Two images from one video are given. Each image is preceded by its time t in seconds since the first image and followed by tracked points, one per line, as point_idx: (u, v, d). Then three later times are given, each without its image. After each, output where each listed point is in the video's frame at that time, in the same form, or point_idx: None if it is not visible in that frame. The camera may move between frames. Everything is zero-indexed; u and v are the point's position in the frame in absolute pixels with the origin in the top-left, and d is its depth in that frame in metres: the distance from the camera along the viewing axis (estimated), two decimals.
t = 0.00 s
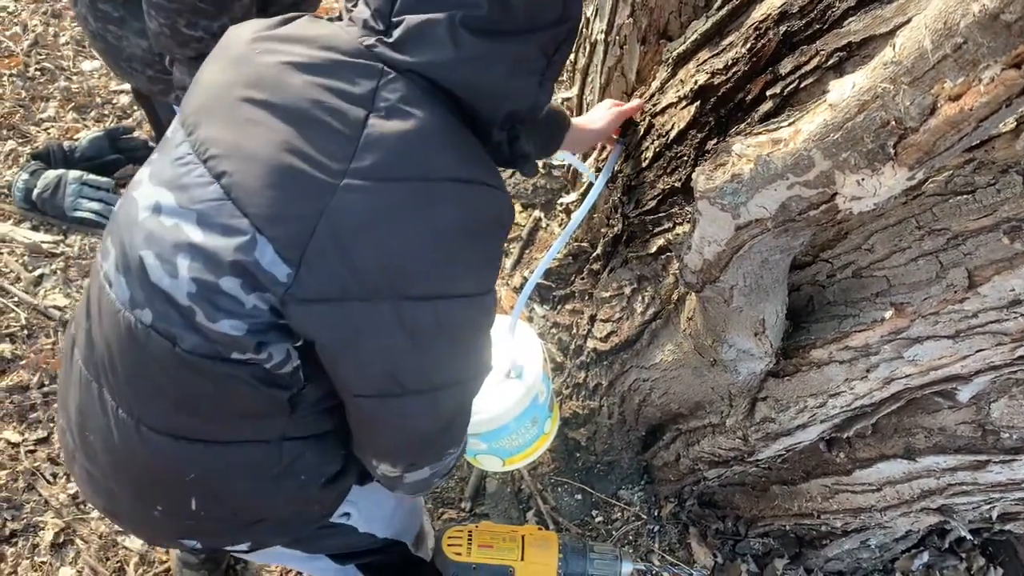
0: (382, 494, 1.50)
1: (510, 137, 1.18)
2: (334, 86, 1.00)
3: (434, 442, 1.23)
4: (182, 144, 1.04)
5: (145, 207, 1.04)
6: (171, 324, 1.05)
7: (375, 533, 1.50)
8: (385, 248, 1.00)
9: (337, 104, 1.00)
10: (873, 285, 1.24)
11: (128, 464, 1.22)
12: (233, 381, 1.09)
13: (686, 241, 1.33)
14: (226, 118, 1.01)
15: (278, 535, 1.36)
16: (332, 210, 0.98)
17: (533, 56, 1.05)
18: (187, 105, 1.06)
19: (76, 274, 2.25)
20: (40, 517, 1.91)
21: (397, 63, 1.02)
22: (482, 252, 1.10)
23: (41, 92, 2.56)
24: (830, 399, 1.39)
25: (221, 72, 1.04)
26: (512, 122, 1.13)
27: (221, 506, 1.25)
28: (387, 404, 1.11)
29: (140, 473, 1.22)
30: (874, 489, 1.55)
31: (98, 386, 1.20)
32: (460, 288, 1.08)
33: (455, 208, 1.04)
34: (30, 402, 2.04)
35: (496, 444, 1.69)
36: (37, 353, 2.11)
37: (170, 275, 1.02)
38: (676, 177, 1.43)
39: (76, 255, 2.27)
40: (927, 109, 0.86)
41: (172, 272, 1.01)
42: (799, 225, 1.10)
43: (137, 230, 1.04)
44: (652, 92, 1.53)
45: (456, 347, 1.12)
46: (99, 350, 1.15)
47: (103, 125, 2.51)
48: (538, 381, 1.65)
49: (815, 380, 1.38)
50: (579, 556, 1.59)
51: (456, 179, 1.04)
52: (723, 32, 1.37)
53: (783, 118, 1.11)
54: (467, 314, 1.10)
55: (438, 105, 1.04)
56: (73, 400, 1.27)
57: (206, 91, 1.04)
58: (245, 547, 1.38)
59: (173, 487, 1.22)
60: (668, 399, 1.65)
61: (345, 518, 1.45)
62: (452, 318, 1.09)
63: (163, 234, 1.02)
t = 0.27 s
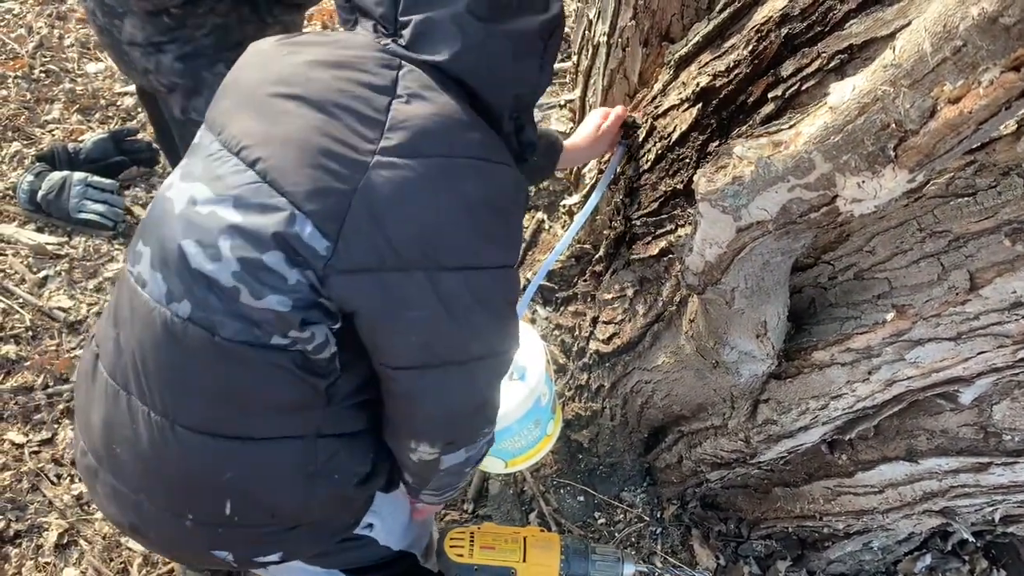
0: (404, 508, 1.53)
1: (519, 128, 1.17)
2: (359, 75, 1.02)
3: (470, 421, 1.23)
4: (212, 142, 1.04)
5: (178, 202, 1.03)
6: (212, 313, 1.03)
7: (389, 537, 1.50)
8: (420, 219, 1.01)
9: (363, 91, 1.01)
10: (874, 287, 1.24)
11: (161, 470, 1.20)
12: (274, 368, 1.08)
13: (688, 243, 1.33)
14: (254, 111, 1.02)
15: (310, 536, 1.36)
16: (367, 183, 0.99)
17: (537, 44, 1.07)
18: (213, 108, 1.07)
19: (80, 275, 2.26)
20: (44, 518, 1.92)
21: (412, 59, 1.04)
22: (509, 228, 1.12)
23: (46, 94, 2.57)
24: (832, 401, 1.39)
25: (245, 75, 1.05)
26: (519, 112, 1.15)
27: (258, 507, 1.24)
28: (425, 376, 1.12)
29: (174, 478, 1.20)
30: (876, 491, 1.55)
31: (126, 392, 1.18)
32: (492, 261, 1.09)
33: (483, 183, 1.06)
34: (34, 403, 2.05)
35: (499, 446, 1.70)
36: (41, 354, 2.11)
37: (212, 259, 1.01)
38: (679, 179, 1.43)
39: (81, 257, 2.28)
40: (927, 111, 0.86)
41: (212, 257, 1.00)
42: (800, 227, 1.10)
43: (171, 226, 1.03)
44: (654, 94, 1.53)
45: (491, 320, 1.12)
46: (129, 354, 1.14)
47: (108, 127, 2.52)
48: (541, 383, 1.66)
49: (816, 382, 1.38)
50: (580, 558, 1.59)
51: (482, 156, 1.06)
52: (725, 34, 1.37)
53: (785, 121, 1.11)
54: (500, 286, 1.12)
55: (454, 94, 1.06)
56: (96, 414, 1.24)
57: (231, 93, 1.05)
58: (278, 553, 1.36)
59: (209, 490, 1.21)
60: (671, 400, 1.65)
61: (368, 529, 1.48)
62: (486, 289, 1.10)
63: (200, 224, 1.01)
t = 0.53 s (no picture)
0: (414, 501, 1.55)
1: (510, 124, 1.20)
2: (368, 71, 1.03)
3: (486, 403, 1.23)
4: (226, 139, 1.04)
5: (198, 197, 1.02)
6: (236, 303, 1.03)
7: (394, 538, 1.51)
8: (436, 201, 1.03)
9: (374, 85, 1.02)
10: (876, 288, 1.24)
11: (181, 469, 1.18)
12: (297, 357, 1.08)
13: (689, 245, 1.33)
14: (267, 108, 1.02)
15: (330, 529, 1.37)
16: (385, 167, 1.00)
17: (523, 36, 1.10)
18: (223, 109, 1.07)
19: (83, 277, 2.26)
20: (46, 520, 1.92)
21: (415, 58, 1.05)
22: (515, 211, 1.14)
23: (48, 97, 2.57)
24: (833, 403, 1.38)
25: (253, 77, 1.06)
26: (511, 107, 1.18)
27: (280, 499, 1.24)
28: (445, 358, 1.12)
29: (196, 476, 1.18)
30: (879, 492, 1.55)
31: (144, 391, 1.15)
32: (503, 241, 1.11)
33: (490, 167, 1.08)
34: (36, 405, 2.05)
35: (502, 448, 1.70)
36: (43, 356, 2.12)
37: (237, 247, 1.00)
38: (680, 181, 1.43)
39: (83, 259, 2.29)
40: (928, 113, 0.86)
41: (236, 245, 1.00)
42: (802, 229, 1.10)
43: (191, 221, 1.02)
44: (656, 97, 1.53)
45: (505, 300, 1.14)
46: (148, 352, 1.12)
47: (110, 129, 2.52)
48: (542, 386, 1.66)
49: (818, 384, 1.38)
50: (582, 559, 1.58)
51: (487, 143, 1.08)
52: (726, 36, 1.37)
53: (785, 123, 1.11)
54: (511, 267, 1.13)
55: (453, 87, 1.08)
56: (110, 417, 1.21)
57: (242, 94, 1.05)
58: (297, 546, 1.35)
59: (232, 485, 1.19)
60: (673, 402, 1.65)
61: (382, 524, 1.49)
62: (498, 269, 1.11)
63: (222, 215, 1.01)
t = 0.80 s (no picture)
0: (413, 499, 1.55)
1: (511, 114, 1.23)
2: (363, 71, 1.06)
3: (480, 389, 1.20)
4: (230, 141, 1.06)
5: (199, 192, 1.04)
6: (232, 286, 1.02)
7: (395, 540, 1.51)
8: (424, 179, 1.03)
9: (369, 83, 1.05)
10: (876, 291, 1.24)
11: (179, 459, 1.17)
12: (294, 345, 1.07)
13: (689, 248, 1.33)
14: (267, 110, 1.05)
15: (330, 524, 1.36)
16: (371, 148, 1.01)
17: (512, 34, 1.12)
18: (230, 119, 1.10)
19: (83, 280, 2.26)
20: (46, 523, 1.92)
21: (406, 54, 1.08)
22: (509, 197, 1.13)
23: (49, 99, 2.57)
24: (833, 405, 1.38)
25: (257, 89, 1.10)
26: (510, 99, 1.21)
27: (277, 491, 1.22)
28: (435, 337, 1.09)
29: (193, 465, 1.17)
30: (879, 495, 1.54)
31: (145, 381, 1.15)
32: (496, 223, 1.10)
33: (483, 150, 1.08)
34: (36, 408, 2.05)
35: (501, 450, 1.70)
36: (43, 359, 2.12)
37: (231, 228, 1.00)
38: (680, 183, 1.42)
39: (83, 262, 2.29)
40: (928, 115, 0.86)
41: (230, 227, 1.00)
42: (801, 231, 1.10)
43: (193, 216, 1.04)
44: (655, 99, 1.54)
45: (499, 282, 1.11)
46: (150, 341, 1.12)
47: (110, 132, 2.52)
48: (542, 388, 1.65)
49: (818, 387, 1.38)
50: (581, 562, 1.59)
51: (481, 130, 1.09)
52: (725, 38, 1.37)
53: (785, 125, 1.11)
54: (505, 250, 1.12)
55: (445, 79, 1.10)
56: (114, 408, 1.22)
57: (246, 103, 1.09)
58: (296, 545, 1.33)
59: (229, 477, 1.18)
60: (672, 404, 1.65)
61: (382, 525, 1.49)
62: (491, 250, 1.10)
63: (219, 204, 1.02)
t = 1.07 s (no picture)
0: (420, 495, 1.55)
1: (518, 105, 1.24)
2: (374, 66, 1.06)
3: (489, 383, 1.20)
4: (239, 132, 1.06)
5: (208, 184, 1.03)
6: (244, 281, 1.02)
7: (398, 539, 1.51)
8: (435, 173, 1.02)
9: (379, 78, 1.05)
10: (876, 292, 1.24)
11: (192, 453, 1.17)
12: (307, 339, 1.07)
13: (688, 249, 1.33)
14: (275, 102, 1.05)
15: (341, 518, 1.35)
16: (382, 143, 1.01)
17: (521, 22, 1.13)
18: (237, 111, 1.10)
19: (81, 281, 2.26)
20: (44, 524, 1.91)
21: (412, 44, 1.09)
22: (519, 189, 1.13)
23: (47, 100, 2.57)
24: (833, 406, 1.38)
25: (264, 85, 1.09)
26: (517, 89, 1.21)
27: (289, 485, 1.22)
28: (446, 332, 1.09)
29: (206, 460, 1.17)
30: (878, 496, 1.54)
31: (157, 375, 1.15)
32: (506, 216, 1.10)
33: (492, 143, 1.08)
34: (35, 409, 2.05)
35: (502, 453, 1.69)
36: (42, 360, 2.11)
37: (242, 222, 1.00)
38: (679, 184, 1.42)
39: (82, 262, 2.28)
40: (928, 116, 0.86)
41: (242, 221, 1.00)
42: (801, 232, 1.10)
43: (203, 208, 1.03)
44: (655, 99, 1.53)
45: (509, 275, 1.11)
46: (163, 335, 1.12)
47: (109, 133, 2.52)
48: (541, 389, 1.65)
49: (818, 388, 1.38)
50: (581, 564, 1.58)
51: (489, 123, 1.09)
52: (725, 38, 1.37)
53: (785, 125, 1.11)
54: (514, 242, 1.12)
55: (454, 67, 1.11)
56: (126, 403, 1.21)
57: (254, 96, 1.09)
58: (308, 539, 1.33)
59: (243, 471, 1.18)
60: (672, 405, 1.65)
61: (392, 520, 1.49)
62: (501, 244, 1.10)
63: (230, 196, 1.01)
